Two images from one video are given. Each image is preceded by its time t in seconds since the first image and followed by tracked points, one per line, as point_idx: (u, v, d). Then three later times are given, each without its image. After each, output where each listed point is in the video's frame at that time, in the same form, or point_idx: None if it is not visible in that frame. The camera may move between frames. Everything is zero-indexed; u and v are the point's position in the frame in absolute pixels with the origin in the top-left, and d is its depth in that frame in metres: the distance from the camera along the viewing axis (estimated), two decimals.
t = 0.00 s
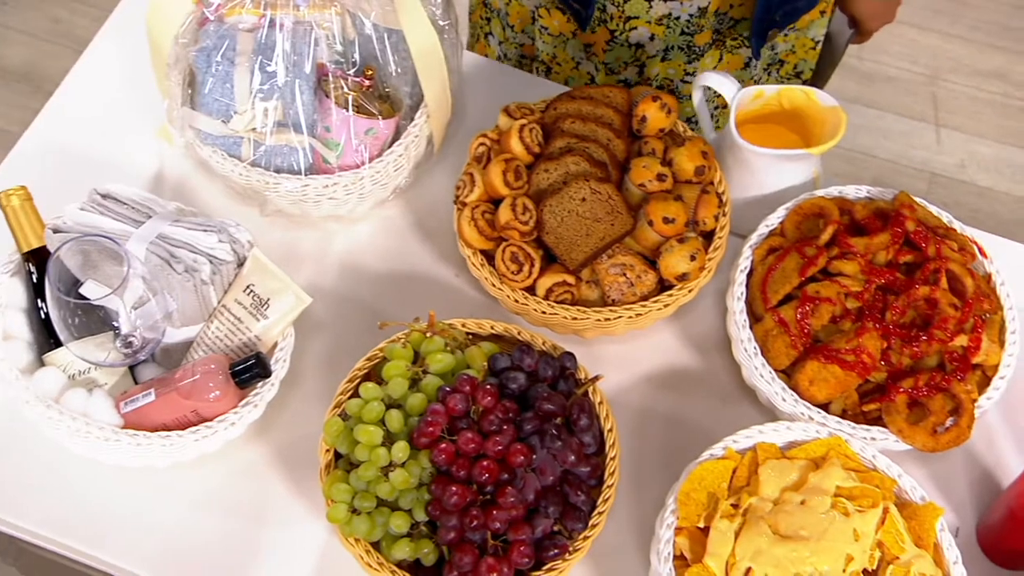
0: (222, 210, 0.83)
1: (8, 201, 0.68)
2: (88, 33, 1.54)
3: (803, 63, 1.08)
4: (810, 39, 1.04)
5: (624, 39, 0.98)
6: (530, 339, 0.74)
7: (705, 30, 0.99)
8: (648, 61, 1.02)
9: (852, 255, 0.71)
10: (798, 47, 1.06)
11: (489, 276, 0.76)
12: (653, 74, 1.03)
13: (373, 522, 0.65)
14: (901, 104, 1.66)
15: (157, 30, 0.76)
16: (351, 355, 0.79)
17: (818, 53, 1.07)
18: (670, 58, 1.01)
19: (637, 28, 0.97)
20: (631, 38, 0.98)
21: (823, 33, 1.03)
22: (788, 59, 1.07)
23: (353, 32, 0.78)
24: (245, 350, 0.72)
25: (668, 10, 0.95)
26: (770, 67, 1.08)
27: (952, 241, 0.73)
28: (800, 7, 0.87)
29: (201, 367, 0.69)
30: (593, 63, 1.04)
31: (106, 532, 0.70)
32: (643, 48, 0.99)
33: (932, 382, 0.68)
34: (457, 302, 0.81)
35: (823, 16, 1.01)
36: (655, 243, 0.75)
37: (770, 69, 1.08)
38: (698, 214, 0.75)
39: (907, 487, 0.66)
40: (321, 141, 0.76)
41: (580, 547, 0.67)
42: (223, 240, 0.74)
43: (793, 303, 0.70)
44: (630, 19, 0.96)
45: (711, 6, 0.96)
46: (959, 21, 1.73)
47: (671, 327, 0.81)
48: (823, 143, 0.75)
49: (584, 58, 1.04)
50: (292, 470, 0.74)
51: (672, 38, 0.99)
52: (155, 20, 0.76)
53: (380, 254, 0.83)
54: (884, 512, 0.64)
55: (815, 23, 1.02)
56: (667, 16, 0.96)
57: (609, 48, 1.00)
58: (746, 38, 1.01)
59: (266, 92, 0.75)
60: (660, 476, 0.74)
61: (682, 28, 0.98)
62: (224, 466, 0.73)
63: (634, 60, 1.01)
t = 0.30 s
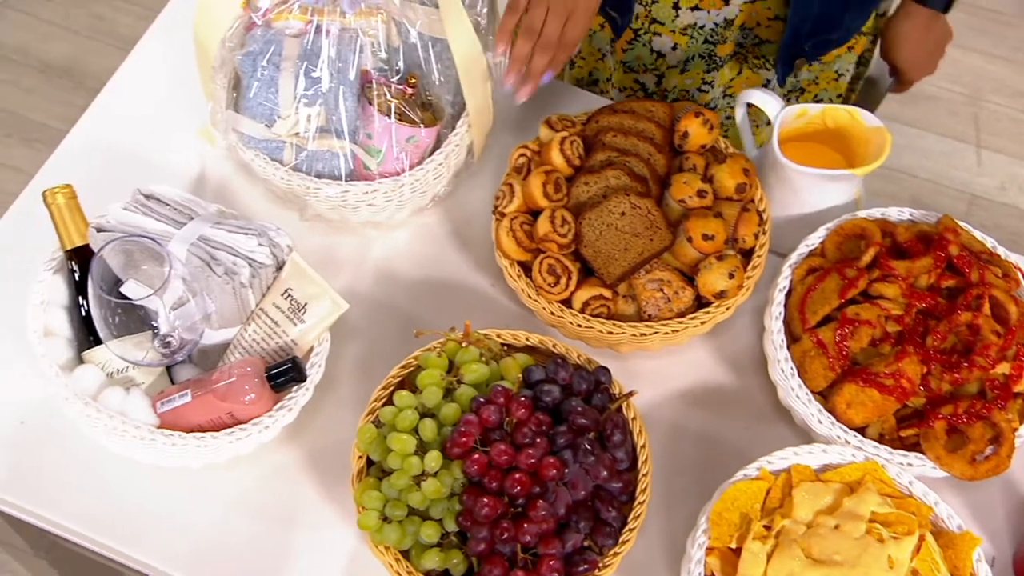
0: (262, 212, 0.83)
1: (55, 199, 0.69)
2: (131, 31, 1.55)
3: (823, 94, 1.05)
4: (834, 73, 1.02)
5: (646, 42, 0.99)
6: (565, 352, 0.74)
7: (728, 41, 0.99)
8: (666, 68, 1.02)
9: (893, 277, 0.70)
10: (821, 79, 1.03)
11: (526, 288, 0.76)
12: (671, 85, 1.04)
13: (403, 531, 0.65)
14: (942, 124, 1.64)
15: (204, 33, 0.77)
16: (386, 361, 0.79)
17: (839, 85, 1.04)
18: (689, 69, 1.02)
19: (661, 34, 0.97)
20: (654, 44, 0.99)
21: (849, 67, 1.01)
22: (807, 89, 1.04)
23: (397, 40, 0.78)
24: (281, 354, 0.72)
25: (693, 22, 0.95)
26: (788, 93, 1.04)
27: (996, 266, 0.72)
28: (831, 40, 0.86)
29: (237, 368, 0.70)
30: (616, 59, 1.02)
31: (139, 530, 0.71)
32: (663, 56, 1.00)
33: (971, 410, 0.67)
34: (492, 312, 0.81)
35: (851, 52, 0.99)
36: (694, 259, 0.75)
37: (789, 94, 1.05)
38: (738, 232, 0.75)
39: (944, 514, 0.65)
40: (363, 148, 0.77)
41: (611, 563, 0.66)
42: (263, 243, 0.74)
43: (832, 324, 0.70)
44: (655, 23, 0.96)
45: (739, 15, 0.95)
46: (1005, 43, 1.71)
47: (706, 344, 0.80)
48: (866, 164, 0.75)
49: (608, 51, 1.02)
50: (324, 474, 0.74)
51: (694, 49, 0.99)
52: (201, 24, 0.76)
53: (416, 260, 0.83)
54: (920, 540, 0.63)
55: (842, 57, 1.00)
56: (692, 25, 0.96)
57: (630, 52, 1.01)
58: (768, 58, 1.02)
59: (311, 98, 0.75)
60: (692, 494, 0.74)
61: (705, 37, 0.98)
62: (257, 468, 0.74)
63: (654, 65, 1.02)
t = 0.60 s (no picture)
0: (302, 226, 0.84)
1: (99, 209, 0.69)
2: (173, 39, 1.57)
3: (867, 128, 1.04)
4: (879, 106, 1.00)
5: (694, 62, 0.99)
6: (600, 376, 0.74)
7: (774, 72, 0.97)
8: (710, 91, 1.02)
9: (934, 312, 0.69)
10: (865, 113, 1.02)
11: (562, 310, 0.75)
12: (713, 107, 1.04)
13: (433, 550, 0.65)
14: (984, 156, 1.63)
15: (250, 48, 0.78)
16: (419, 379, 0.79)
17: (885, 118, 1.03)
18: (732, 94, 1.02)
19: (710, 56, 0.97)
20: (702, 64, 0.99)
21: (894, 101, 1.00)
22: (852, 123, 1.03)
23: (441, 57, 0.78)
24: (316, 368, 0.73)
25: (741, 49, 0.95)
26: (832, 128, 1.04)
27: None
28: (880, 74, 0.88)
29: (273, 382, 0.70)
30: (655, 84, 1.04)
31: (171, 539, 0.71)
32: (710, 75, 1.00)
33: (1012, 449, 0.66)
34: (527, 332, 0.81)
35: (897, 85, 0.97)
36: (732, 287, 0.74)
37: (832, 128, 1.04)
38: (777, 260, 0.74)
39: (982, 555, 0.64)
40: (404, 164, 0.77)
41: None
42: (302, 257, 0.75)
43: (871, 357, 0.69)
44: (703, 45, 0.96)
45: (787, 46, 0.94)
46: None
47: (743, 372, 0.80)
48: (910, 197, 0.74)
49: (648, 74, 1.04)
50: (354, 490, 0.74)
51: (740, 74, 0.98)
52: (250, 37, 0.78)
53: (452, 278, 0.83)
54: None
55: (886, 91, 0.98)
56: (739, 51, 0.95)
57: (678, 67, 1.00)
58: (814, 96, 1.01)
59: (355, 112, 0.76)
60: (724, 523, 0.73)
61: (751, 65, 0.97)
62: (288, 482, 0.74)
63: (699, 84, 1.02)
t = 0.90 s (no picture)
0: (337, 257, 0.84)
1: (140, 235, 0.70)
2: (215, 64, 1.59)
3: (912, 173, 1.06)
4: (924, 152, 1.02)
5: (738, 114, 1.01)
6: (632, 416, 0.73)
7: (817, 117, 0.99)
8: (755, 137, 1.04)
9: (974, 362, 0.69)
10: (910, 159, 1.03)
11: (596, 347, 0.75)
12: (756, 148, 1.04)
13: None
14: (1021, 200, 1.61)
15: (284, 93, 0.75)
16: (449, 412, 0.79)
17: (932, 160, 1.04)
18: (776, 134, 1.03)
19: (752, 107, 0.99)
20: (745, 116, 1.01)
21: (939, 146, 1.01)
22: (898, 169, 1.05)
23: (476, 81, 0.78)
24: (348, 400, 0.73)
25: (785, 92, 0.96)
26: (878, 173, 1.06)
27: None
28: (924, 120, 0.91)
29: (305, 412, 0.70)
30: (695, 128, 1.06)
31: (198, 565, 0.71)
32: (753, 125, 1.02)
33: None
34: (561, 367, 0.81)
35: (943, 130, 0.99)
36: (768, 329, 0.74)
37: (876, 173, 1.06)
38: (814, 304, 0.74)
39: None
40: (456, 188, 0.78)
41: None
42: (338, 287, 0.75)
43: (909, 406, 0.68)
44: (746, 96, 0.98)
45: (832, 91, 0.95)
46: None
47: (776, 416, 0.79)
48: (950, 245, 0.73)
49: (688, 121, 1.06)
50: (382, 522, 0.74)
51: (784, 117, 1.00)
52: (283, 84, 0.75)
53: (486, 310, 0.83)
54: None
55: (932, 138, 1.00)
56: (783, 96, 0.97)
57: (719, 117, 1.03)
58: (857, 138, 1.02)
59: (404, 147, 0.78)
60: (754, 568, 0.72)
61: (795, 110, 0.99)
62: (316, 512, 0.74)
63: (743, 136, 1.04)
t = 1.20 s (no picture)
0: (369, 291, 0.85)
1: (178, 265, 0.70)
2: (251, 93, 1.60)
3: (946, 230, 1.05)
4: (958, 209, 1.01)
5: (766, 160, 1.02)
6: (662, 460, 0.73)
7: (848, 174, 1.00)
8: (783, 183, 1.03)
9: (1012, 417, 0.68)
10: (944, 215, 1.03)
11: (627, 389, 0.74)
12: (785, 197, 1.04)
13: None
14: None
15: (325, 130, 0.76)
16: (478, 450, 0.79)
17: (965, 220, 1.04)
18: (808, 188, 1.03)
19: (783, 152, 1.00)
20: (773, 161, 1.01)
21: (973, 204, 1.01)
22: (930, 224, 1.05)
23: (510, 116, 0.78)
24: (377, 435, 0.73)
25: (816, 146, 0.98)
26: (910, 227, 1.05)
27: None
28: (959, 176, 0.91)
29: (334, 446, 0.70)
30: (732, 166, 1.08)
31: None
32: (783, 170, 1.02)
33: None
34: (590, 407, 0.80)
35: (977, 189, 0.98)
36: (801, 376, 0.73)
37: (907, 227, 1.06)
38: (848, 352, 0.73)
39: None
40: (491, 225, 0.79)
41: None
42: (370, 322, 0.75)
43: (944, 459, 0.67)
44: (777, 144, 0.99)
45: (863, 149, 0.96)
46: None
47: (807, 464, 0.78)
48: (990, 297, 0.73)
49: (723, 161, 1.07)
50: (407, 559, 0.74)
51: (814, 172, 1.01)
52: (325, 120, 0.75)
53: (517, 347, 0.83)
54: None
55: (966, 195, 0.99)
56: (815, 149, 0.98)
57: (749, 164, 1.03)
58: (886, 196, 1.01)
59: (440, 185, 0.78)
60: None
61: (825, 168, 1.00)
62: (341, 547, 0.74)
63: (770, 180, 1.03)
